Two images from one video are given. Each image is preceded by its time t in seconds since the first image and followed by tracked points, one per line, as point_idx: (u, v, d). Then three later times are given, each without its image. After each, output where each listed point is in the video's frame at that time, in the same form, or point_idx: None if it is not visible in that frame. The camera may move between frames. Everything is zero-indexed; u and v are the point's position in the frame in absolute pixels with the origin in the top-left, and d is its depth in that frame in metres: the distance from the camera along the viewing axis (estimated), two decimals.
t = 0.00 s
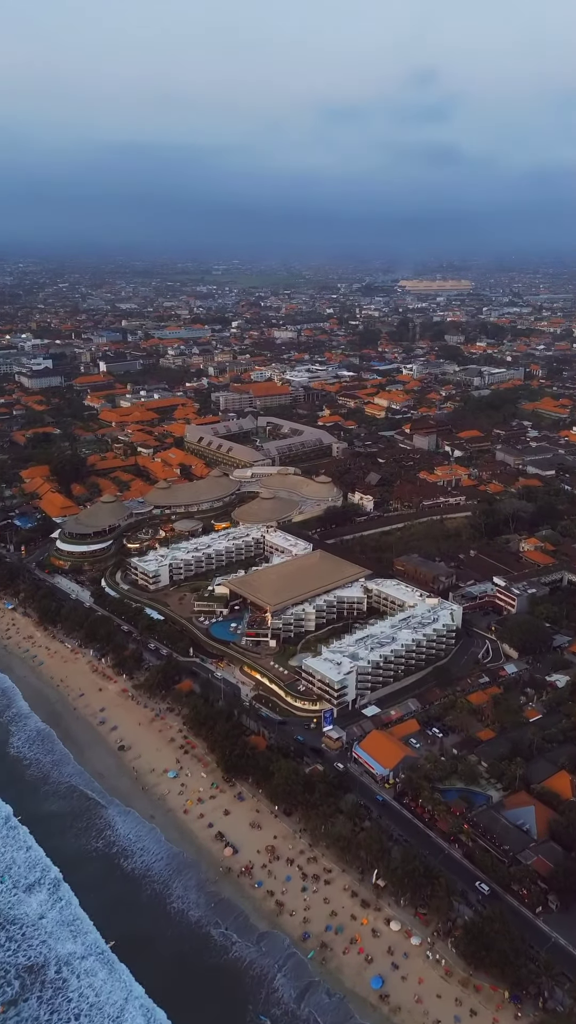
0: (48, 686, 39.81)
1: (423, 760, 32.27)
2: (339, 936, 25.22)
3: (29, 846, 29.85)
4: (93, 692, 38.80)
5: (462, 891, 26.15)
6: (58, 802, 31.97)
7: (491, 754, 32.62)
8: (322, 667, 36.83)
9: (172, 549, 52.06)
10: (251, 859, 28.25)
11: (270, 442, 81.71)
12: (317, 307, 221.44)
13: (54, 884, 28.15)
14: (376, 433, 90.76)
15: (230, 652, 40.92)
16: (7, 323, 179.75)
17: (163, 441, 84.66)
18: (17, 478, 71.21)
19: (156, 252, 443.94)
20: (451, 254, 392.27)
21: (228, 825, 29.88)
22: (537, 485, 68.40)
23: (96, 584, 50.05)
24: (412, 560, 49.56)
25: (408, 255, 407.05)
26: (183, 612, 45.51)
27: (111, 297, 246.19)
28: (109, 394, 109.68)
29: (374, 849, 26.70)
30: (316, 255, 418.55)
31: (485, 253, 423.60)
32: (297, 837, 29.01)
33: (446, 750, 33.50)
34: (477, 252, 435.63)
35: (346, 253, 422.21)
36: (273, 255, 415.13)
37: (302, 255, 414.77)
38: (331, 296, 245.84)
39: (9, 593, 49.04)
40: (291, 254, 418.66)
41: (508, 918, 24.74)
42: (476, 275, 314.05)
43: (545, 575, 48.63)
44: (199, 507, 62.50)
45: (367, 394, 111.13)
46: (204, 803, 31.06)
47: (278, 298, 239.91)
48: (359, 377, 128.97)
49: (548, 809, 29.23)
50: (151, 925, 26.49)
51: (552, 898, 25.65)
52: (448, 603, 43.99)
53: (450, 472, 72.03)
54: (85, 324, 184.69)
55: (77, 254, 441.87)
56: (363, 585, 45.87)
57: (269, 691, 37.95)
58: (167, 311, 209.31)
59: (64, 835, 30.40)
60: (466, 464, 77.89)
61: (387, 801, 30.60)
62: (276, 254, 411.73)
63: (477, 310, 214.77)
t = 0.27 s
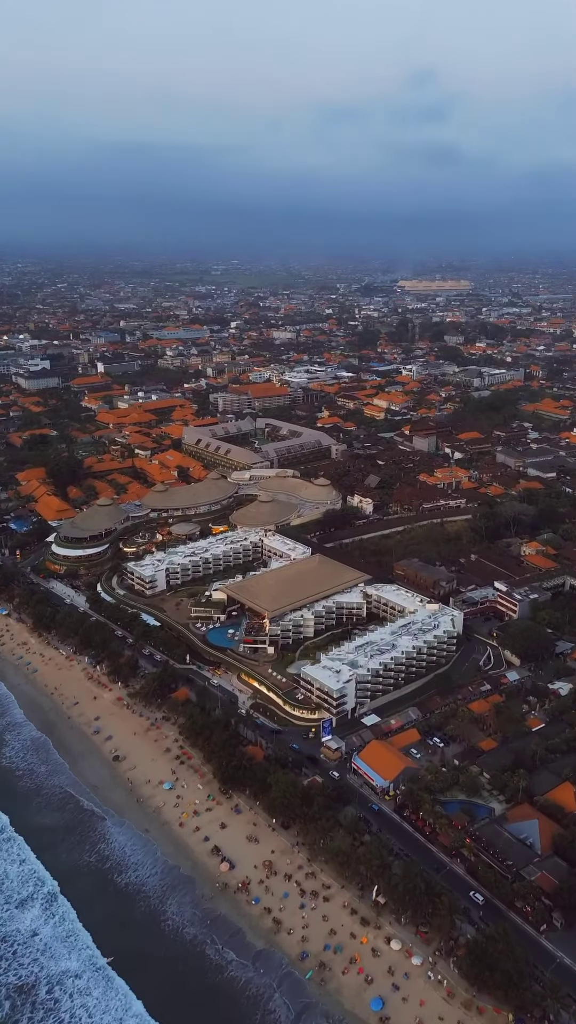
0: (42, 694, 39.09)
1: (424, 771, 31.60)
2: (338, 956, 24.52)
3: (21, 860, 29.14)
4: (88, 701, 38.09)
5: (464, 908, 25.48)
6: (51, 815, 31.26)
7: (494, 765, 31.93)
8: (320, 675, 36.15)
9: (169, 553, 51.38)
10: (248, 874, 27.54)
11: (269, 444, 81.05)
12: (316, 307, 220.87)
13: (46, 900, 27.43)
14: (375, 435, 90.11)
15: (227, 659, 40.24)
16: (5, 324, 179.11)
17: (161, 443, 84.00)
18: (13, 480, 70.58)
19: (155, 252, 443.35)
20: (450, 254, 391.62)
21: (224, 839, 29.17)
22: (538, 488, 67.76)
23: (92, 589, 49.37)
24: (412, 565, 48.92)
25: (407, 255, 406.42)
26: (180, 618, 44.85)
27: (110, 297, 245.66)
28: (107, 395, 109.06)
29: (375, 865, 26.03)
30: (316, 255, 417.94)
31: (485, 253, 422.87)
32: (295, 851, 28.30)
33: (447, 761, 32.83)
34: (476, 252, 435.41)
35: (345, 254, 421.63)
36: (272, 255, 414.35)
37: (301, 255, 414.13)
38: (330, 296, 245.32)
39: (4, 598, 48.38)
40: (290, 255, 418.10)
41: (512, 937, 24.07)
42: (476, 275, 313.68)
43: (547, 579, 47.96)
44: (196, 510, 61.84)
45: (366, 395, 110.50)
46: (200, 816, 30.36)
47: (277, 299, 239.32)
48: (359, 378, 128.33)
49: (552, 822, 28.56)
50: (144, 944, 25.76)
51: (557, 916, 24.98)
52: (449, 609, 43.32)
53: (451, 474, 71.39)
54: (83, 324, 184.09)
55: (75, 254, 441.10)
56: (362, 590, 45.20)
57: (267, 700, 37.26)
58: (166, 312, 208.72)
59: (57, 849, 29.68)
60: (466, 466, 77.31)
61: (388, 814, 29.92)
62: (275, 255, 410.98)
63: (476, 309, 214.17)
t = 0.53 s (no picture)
0: (36, 703, 38.38)
1: (425, 783, 30.94)
2: (337, 976, 23.82)
3: (13, 875, 28.43)
4: (82, 710, 37.36)
5: (467, 926, 24.81)
6: (44, 828, 30.55)
7: (496, 777, 31.26)
8: (319, 683, 35.48)
9: (166, 557, 50.71)
10: (245, 890, 26.83)
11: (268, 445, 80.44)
12: (315, 307, 220.21)
13: (38, 916, 26.71)
14: (375, 436, 89.51)
15: (225, 667, 39.56)
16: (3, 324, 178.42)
17: (158, 445, 83.37)
18: (9, 483, 69.95)
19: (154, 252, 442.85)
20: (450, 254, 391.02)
21: (221, 853, 28.45)
22: (540, 490, 67.14)
23: (88, 594, 48.71)
24: (413, 569, 48.28)
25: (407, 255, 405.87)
26: (177, 624, 44.18)
27: (108, 297, 245.12)
28: (104, 396, 108.42)
29: (375, 881, 25.37)
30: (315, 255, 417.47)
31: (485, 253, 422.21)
32: (294, 866, 27.60)
33: (449, 772, 32.17)
34: (476, 253, 435.01)
35: (344, 254, 421.46)
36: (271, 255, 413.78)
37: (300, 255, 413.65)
38: (329, 296, 244.79)
39: None
40: (290, 255, 417.72)
41: (516, 957, 23.41)
42: (475, 275, 313.20)
43: (550, 584, 47.31)
44: (194, 513, 61.19)
45: (366, 396, 109.91)
46: (196, 829, 29.64)
47: (276, 299, 238.75)
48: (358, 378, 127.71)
49: (556, 836, 27.88)
50: (138, 962, 25.02)
51: (563, 935, 24.32)
52: (450, 615, 42.65)
53: (451, 477, 70.82)
54: (82, 325, 183.51)
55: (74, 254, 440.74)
56: (362, 596, 44.51)
57: (265, 709, 36.58)
58: (165, 312, 208.13)
59: (50, 864, 28.95)
60: (467, 468, 76.74)
61: (388, 827, 29.25)
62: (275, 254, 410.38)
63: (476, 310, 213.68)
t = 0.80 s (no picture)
0: (30, 711, 37.65)
1: (427, 795, 30.27)
2: (337, 998, 23.11)
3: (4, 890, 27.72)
4: (77, 719, 36.65)
5: (471, 946, 24.13)
6: (38, 842, 29.84)
7: (499, 789, 30.57)
8: (318, 692, 34.80)
9: (163, 562, 50.03)
10: (242, 907, 26.11)
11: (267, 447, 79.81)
12: (314, 308, 219.52)
13: (30, 934, 25.99)
14: (374, 438, 88.94)
15: (222, 675, 38.87)
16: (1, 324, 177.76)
17: (156, 447, 82.77)
18: (5, 485, 69.29)
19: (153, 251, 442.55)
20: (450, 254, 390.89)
21: (217, 867, 27.72)
22: (541, 493, 66.56)
23: (84, 599, 48.02)
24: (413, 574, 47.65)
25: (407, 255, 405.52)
26: (174, 630, 43.50)
27: (107, 297, 244.53)
28: (102, 397, 107.74)
29: (376, 898, 24.69)
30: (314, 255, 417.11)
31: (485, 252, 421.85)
32: (292, 882, 26.88)
33: (451, 783, 31.50)
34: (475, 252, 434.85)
35: (344, 254, 420.46)
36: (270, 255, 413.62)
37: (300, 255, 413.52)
38: (329, 296, 244.30)
39: None
40: (289, 254, 417.40)
41: (521, 978, 22.74)
42: (475, 275, 312.53)
43: (552, 589, 46.67)
44: (192, 516, 60.53)
45: (365, 396, 109.34)
46: (192, 842, 28.92)
47: (275, 299, 238.21)
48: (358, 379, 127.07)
49: (561, 850, 27.22)
50: (132, 982, 24.26)
51: (569, 955, 23.65)
52: (451, 621, 41.99)
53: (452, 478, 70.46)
54: (80, 325, 182.89)
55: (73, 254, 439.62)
56: (362, 602, 43.86)
57: (263, 718, 35.89)
58: (163, 312, 207.56)
59: (43, 879, 28.22)
60: (467, 470, 76.18)
61: (389, 841, 28.56)
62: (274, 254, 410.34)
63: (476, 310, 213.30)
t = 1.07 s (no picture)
0: (24, 719, 36.95)
1: (429, 807, 29.63)
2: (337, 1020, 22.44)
3: None
4: (72, 727, 35.97)
5: (474, 965, 23.49)
6: (31, 856, 29.16)
7: (502, 800, 29.93)
8: (317, 700, 34.14)
9: (160, 565, 49.36)
10: (239, 924, 25.43)
11: (266, 448, 79.22)
12: (313, 307, 219.01)
13: (21, 953, 25.32)
14: (374, 439, 88.38)
15: (220, 682, 38.20)
16: None
17: (154, 448, 82.16)
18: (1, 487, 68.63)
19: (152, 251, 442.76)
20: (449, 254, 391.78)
21: (214, 882, 27.06)
22: (542, 495, 66.00)
23: (79, 604, 47.36)
24: (414, 578, 47.02)
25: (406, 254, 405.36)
26: (170, 636, 42.84)
27: (106, 296, 243.74)
28: (100, 398, 107.12)
29: (377, 916, 24.06)
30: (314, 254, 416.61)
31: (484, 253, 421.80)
32: (291, 898, 26.20)
33: (453, 794, 30.85)
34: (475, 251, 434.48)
35: (343, 253, 419.14)
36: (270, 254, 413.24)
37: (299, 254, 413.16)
38: (328, 295, 243.72)
39: None
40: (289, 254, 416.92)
41: (526, 999, 22.11)
42: (474, 275, 311.75)
43: (555, 594, 46.03)
44: (190, 519, 59.88)
45: (365, 397, 108.75)
46: (189, 856, 28.23)
47: (274, 298, 237.59)
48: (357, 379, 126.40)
49: (566, 865, 26.57)
50: (126, 1001, 23.58)
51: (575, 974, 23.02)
52: (453, 626, 41.34)
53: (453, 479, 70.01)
54: (78, 324, 182.16)
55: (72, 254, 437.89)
56: (362, 606, 43.22)
57: (261, 727, 35.22)
58: (162, 311, 206.98)
59: (36, 894, 27.54)
60: (468, 471, 75.60)
61: (390, 854, 27.89)
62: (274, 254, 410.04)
63: (476, 309, 212.95)
